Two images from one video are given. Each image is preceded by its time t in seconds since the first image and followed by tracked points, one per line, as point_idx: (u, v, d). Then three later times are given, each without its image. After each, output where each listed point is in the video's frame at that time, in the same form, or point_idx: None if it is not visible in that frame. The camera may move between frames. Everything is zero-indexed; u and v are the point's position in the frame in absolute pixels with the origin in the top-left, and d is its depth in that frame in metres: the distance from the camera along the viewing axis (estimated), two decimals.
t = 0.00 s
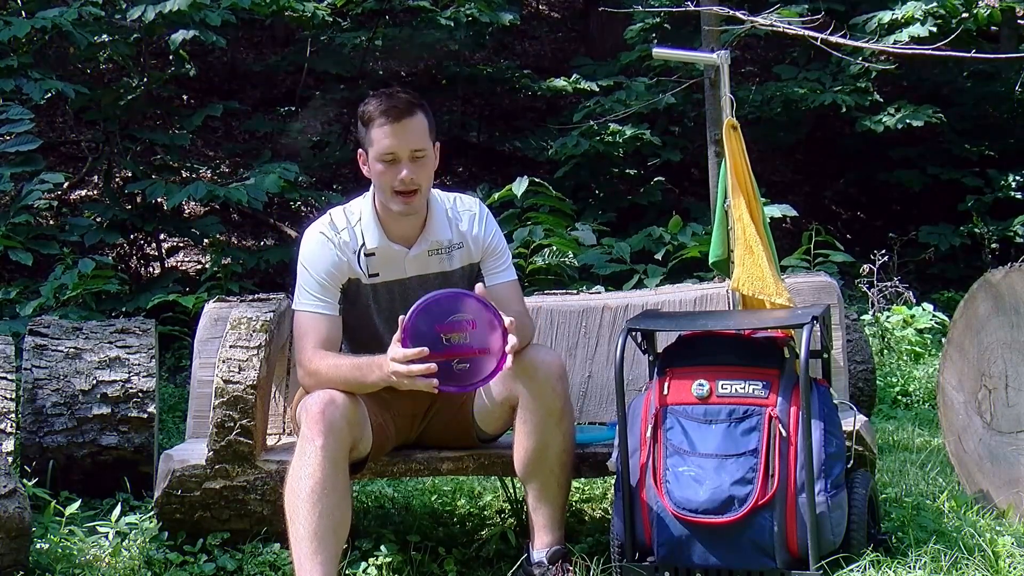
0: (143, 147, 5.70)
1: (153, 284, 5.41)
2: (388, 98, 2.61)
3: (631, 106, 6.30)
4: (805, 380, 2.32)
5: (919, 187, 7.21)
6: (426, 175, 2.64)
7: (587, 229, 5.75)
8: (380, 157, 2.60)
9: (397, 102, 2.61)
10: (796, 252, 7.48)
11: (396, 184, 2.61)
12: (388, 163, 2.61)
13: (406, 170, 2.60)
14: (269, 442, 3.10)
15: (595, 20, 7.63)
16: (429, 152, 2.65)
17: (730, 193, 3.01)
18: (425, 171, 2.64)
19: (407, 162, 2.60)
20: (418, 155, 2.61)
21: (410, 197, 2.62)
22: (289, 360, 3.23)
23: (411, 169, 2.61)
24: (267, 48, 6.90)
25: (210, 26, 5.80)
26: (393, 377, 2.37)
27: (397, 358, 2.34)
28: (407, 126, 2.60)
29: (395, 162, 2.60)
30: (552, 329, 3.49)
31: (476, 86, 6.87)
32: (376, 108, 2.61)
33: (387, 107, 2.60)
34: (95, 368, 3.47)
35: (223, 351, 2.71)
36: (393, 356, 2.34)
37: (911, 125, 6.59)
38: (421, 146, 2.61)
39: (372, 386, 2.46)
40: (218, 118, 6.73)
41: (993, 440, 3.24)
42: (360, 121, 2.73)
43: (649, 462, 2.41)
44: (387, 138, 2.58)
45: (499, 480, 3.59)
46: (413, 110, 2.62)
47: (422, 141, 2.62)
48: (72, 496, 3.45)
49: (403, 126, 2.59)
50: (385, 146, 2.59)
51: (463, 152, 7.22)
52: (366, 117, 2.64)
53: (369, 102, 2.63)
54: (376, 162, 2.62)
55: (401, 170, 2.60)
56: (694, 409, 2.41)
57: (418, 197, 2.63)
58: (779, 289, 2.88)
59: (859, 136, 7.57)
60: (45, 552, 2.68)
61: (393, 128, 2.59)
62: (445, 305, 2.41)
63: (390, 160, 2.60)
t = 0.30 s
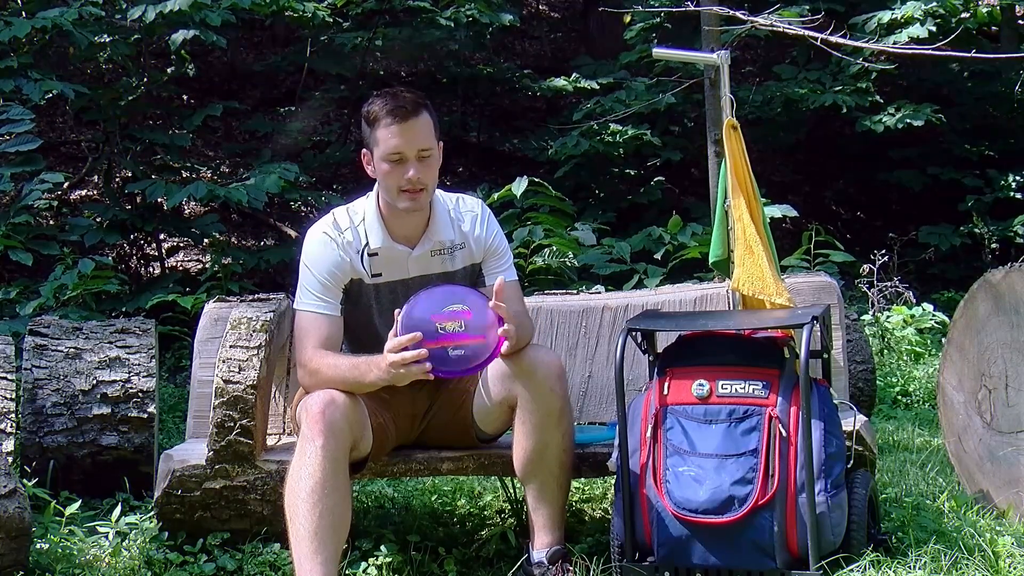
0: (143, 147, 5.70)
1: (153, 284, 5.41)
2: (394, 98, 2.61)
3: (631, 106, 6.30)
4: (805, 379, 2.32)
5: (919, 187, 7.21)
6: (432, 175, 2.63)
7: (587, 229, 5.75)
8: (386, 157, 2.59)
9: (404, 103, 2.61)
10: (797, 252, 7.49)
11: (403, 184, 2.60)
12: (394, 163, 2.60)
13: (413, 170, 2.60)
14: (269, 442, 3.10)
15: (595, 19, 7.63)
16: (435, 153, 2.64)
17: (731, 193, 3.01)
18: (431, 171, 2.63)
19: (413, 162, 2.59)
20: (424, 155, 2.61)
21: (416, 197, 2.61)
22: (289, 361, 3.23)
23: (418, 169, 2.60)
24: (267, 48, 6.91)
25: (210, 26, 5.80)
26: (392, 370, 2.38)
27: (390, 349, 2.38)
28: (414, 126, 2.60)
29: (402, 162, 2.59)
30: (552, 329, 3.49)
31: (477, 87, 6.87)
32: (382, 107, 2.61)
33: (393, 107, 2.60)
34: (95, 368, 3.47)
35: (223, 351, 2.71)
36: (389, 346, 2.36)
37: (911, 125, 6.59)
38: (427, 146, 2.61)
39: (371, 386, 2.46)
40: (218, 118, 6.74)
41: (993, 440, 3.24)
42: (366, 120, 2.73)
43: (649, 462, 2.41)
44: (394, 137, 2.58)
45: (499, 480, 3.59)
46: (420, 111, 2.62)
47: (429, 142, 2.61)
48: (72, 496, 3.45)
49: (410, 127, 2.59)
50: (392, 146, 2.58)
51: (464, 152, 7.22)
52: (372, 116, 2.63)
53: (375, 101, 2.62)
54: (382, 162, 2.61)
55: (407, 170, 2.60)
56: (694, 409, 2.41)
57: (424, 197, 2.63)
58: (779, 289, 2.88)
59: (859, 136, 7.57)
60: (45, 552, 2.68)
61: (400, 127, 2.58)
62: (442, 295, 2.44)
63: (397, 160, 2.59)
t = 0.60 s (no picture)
0: (143, 147, 5.70)
1: (153, 284, 5.41)
2: (395, 91, 2.67)
3: (631, 106, 6.30)
4: (805, 379, 2.32)
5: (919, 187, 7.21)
6: (429, 168, 2.65)
7: (587, 229, 5.75)
8: (383, 147, 2.63)
9: (404, 95, 2.66)
10: (797, 252, 7.49)
11: (398, 175, 2.62)
12: (391, 153, 2.63)
13: (408, 160, 2.62)
14: (269, 442, 3.10)
15: (595, 20, 7.63)
16: (433, 146, 2.67)
17: (731, 193, 3.01)
18: (427, 163, 2.65)
19: (409, 152, 2.62)
20: (421, 147, 2.63)
21: (409, 190, 2.62)
22: (289, 361, 3.23)
23: (413, 159, 2.62)
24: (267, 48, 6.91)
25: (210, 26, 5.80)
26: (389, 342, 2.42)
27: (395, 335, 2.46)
28: (412, 117, 2.63)
29: (398, 151, 2.62)
30: (552, 329, 3.49)
31: (477, 87, 6.87)
32: (383, 100, 2.66)
33: (393, 99, 2.65)
34: (95, 368, 3.47)
35: (223, 351, 2.71)
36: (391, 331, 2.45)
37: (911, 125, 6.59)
38: (424, 137, 2.64)
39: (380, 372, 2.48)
40: (218, 119, 6.74)
41: (993, 440, 3.24)
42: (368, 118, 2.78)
43: (649, 462, 2.41)
44: (392, 127, 2.62)
45: (499, 480, 3.59)
46: (419, 104, 2.65)
47: (426, 134, 2.64)
48: (72, 496, 3.45)
49: (408, 117, 2.62)
50: (389, 136, 2.62)
51: (464, 152, 7.22)
52: (372, 110, 2.68)
53: (377, 95, 2.68)
54: (380, 152, 2.64)
55: (403, 159, 2.62)
56: (694, 409, 2.41)
57: (419, 191, 2.63)
58: (779, 289, 2.88)
59: (859, 136, 7.57)
60: (45, 552, 2.68)
61: (398, 118, 2.62)
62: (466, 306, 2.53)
63: (394, 150, 2.63)
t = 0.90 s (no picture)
0: (143, 147, 5.69)
1: (153, 284, 5.41)
2: (400, 91, 2.67)
3: (631, 106, 6.30)
4: (805, 379, 2.32)
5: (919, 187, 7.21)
6: (438, 167, 2.65)
7: (587, 228, 5.75)
8: (393, 146, 2.61)
9: (412, 93, 2.67)
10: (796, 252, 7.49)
11: (409, 173, 2.61)
12: (402, 152, 2.61)
13: (421, 157, 2.61)
14: (269, 442, 3.10)
15: (595, 20, 7.63)
16: (440, 146, 2.67)
17: (731, 193, 3.01)
18: (436, 161, 2.64)
19: (421, 149, 2.61)
20: (431, 145, 2.63)
21: (421, 187, 2.61)
22: (289, 360, 3.23)
23: (425, 157, 2.61)
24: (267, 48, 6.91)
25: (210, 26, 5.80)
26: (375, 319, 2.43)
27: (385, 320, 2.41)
28: (419, 116, 2.63)
29: (409, 149, 2.61)
30: (553, 329, 3.49)
31: (477, 86, 6.87)
32: (389, 99, 2.66)
33: (400, 98, 2.66)
34: (95, 368, 3.47)
35: (223, 351, 2.71)
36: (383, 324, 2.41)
37: (911, 126, 6.59)
38: (432, 135, 2.63)
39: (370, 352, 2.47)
40: (218, 119, 6.74)
41: (993, 440, 3.24)
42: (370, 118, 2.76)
43: (649, 462, 2.41)
44: (401, 126, 2.61)
45: (499, 480, 3.59)
46: (426, 103, 2.66)
47: (434, 133, 2.64)
48: (72, 496, 3.46)
49: (416, 116, 2.63)
50: (399, 134, 2.61)
51: (464, 152, 7.23)
52: (379, 109, 2.68)
53: (383, 94, 2.67)
54: (389, 151, 2.62)
55: (416, 157, 2.61)
56: (694, 409, 2.41)
57: (428, 189, 2.63)
58: (779, 289, 2.88)
59: (859, 136, 7.57)
60: (45, 552, 2.68)
61: (407, 116, 2.62)
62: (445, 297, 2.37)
63: (404, 149, 2.61)
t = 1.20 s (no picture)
0: (143, 147, 5.69)
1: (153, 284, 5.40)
2: (408, 92, 2.64)
3: (631, 106, 6.29)
4: (805, 379, 2.32)
5: (919, 187, 7.21)
6: (448, 168, 2.63)
7: (587, 228, 5.75)
8: (403, 148, 2.59)
9: (420, 95, 2.64)
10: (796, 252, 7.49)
11: (419, 174, 2.59)
12: (412, 154, 2.59)
13: (431, 160, 2.59)
14: (269, 442, 3.10)
15: (595, 20, 7.63)
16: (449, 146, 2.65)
17: (731, 193, 3.01)
18: (446, 163, 2.63)
19: (431, 152, 2.59)
20: (440, 147, 2.61)
21: (432, 188, 2.60)
22: (289, 361, 3.23)
23: (435, 159, 2.60)
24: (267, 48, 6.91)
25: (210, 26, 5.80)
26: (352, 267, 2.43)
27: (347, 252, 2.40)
28: (428, 117, 2.61)
29: (419, 152, 2.59)
30: (553, 329, 3.49)
31: (477, 86, 6.87)
32: (397, 101, 2.64)
33: (408, 100, 2.63)
34: (95, 368, 3.47)
35: (223, 351, 2.71)
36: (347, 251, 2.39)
37: (911, 126, 6.59)
38: (442, 137, 2.62)
39: (366, 297, 2.46)
40: (218, 119, 6.75)
41: (993, 440, 3.24)
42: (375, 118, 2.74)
43: (649, 462, 2.41)
44: (410, 128, 2.59)
45: (499, 480, 3.59)
46: (433, 104, 2.64)
47: (442, 134, 2.62)
48: (72, 496, 3.46)
49: (425, 118, 2.60)
50: (408, 137, 2.59)
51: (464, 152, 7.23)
52: (386, 111, 2.65)
53: (390, 95, 2.65)
54: (398, 153, 2.60)
55: (426, 159, 2.59)
56: (694, 409, 2.41)
57: (439, 191, 2.62)
58: (779, 289, 2.88)
59: (859, 136, 7.57)
60: (45, 552, 2.68)
61: (415, 118, 2.60)
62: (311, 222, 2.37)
63: (413, 151, 2.59)
